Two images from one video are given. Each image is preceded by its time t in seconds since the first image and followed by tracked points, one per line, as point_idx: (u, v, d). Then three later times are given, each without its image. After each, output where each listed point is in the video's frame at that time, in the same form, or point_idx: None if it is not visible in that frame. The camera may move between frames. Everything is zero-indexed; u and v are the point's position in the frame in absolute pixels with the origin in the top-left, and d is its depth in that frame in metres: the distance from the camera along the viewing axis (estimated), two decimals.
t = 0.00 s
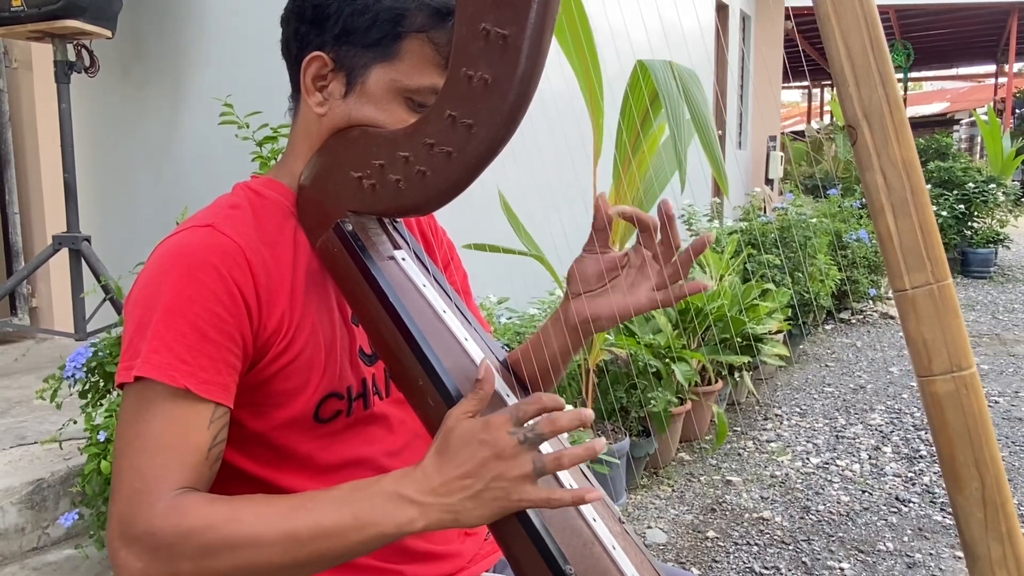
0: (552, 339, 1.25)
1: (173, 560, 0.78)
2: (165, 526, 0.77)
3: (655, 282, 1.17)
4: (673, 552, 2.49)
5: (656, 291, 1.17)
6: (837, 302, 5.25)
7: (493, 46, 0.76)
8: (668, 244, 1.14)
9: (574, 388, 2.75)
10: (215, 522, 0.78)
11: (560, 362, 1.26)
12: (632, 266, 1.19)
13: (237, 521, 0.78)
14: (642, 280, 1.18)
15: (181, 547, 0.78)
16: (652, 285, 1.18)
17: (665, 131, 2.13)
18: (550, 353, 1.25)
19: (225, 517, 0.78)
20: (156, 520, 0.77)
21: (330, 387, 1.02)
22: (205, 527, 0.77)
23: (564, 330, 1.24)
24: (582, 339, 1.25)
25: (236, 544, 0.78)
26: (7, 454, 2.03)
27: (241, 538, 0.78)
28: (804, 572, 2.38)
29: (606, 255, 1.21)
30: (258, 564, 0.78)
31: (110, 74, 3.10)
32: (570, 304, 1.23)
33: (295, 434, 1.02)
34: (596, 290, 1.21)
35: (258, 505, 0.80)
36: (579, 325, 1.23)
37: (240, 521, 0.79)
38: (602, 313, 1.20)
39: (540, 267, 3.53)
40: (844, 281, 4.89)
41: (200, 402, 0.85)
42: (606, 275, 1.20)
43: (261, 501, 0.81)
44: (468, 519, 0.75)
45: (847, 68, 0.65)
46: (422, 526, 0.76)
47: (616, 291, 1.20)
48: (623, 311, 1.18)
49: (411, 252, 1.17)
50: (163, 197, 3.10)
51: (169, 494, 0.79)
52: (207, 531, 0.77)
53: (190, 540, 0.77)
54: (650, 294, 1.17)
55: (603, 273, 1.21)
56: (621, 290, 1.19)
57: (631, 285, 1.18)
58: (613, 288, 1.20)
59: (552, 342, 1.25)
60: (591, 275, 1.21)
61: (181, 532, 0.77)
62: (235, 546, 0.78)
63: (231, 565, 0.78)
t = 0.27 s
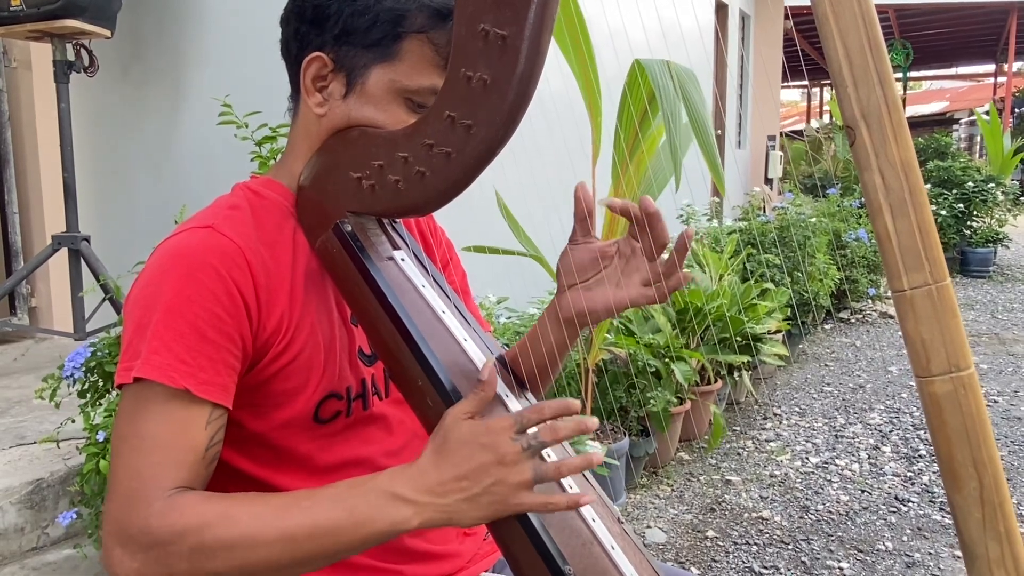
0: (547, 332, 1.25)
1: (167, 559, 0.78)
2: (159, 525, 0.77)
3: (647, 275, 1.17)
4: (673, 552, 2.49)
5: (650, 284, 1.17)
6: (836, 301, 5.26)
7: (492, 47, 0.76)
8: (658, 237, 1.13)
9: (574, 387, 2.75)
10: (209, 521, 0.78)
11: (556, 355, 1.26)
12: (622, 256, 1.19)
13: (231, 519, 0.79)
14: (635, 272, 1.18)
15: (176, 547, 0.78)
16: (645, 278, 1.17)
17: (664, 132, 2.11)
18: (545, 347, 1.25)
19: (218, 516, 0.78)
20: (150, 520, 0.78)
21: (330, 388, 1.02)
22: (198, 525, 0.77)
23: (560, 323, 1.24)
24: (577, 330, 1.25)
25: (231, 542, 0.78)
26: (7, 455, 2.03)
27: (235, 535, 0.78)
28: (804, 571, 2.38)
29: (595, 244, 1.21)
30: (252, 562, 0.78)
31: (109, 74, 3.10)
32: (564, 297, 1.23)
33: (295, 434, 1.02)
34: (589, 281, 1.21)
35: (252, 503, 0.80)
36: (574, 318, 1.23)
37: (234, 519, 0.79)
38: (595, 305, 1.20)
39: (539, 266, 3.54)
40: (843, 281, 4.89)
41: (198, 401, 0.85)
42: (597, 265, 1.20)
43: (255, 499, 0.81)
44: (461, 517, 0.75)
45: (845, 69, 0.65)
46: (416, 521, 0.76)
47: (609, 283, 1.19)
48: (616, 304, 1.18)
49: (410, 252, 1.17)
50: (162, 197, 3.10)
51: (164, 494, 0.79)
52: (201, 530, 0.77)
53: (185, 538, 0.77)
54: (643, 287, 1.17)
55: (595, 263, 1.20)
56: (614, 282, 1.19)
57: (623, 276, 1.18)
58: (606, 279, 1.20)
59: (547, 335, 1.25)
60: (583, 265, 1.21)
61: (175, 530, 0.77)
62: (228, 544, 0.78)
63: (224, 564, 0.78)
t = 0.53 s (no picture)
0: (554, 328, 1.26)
1: (147, 550, 0.78)
2: (139, 517, 0.77)
3: (655, 280, 1.16)
4: (672, 550, 2.49)
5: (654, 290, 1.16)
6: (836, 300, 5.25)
7: (491, 46, 0.76)
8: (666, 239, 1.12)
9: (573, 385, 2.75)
10: (190, 511, 0.78)
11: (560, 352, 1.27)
12: (637, 255, 1.18)
13: (212, 507, 0.78)
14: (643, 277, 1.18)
15: (156, 539, 0.78)
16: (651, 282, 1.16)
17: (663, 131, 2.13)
18: (549, 341, 1.27)
19: (199, 505, 0.78)
20: (131, 511, 0.78)
21: (327, 387, 1.02)
22: (178, 516, 0.77)
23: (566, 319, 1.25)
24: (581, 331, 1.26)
25: (212, 530, 0.78)
26: (5, 453, 2.03)
27: (214, 522, 0.78)
28: (803, 570, 2.38)
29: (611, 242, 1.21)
30: (230, 548, 0.78)
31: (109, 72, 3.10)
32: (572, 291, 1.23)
33: (292, 433, 1.02)
34: (601, 278, 1.21)
35: (234, 491, 0.80)
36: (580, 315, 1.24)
37: (214, 507, 0.78)
38: (597, 304, 1.21)
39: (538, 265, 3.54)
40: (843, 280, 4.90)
41: (191, 399, 0.85)
42: (609, 263, 1.21)
43: (238, 487, 0.81)
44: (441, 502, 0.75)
45: (845, 67, 0.64)
46: (393, 500, 0.75)
47: (617, 283, 1.19)
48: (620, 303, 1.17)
49: (410, 251, 1.17)
50: (160, 195, 3.10)
51: (146, 486, 0.79)
52: (182, 519, 0.77)
53: (163, 530, 0.77)
54: (648, 291, 1.16)
55: (606, 260, 1.21)
56: (622, 282, 1.19)
57: (632, 277, 1.18)
58: (615, 280, 1.20)
59: (553, 331, 1.26)
60: (595, 260, 1.21)
61: (154, 522, 0.77)
62: (207, 531, 0.78)
63: (204, 553, 0.78)
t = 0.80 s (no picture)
0: (548, 327, 1.27)
1: (146, 549, 0.78)
2: (138, 516, 0.77)
3: (649, 277, 1.17)
4: (670, 548, 2.49)
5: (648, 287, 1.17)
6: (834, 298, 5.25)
7: (488, 40, 0.76)
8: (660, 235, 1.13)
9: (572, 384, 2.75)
10: (189, 510, 0.78)
11: (552, 350, 1.28)
12: (632, 256, 1.20)
13: (211, 508, 0.78)
14: (637, 272, 1.18)
15: (154, 538, 0.77)
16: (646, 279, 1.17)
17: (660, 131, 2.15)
18: (543, 339, 1.27)
19: (198, 505, 0.78)
20: (130, 510, 0.77)
21: (324, 383, 1.02)
22: (176, 515, 0.77)
23: (558, 318, 1.26)
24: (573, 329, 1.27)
25: (212, 531, 0.78)
26: (3, 451, 2.02)
27: (213, 523, 0.78)
28: (801, 567, 2.38)
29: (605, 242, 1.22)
30: (230, 549, 0.78)
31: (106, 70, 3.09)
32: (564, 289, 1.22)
33: (289, 431, 1.02)
34: (596, 276, 1.21)
35: (232, 492, 0.80)
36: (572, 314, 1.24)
37: (214, 508, 0.78)
38: (593, 301, 1.19)
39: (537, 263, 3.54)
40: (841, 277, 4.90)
41: (188, 396, 0.84)
42: (604, 262, 1.22)
43: (237, 488, 0.81)
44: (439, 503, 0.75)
45: (842, 61, 0.64)
46: (393, 505, 0.76)
47: (612, 279, 1.19)
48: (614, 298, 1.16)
49: (407, 247, 1.17)
50: (158, 193, 3.09)
51: (144, 485, 0.79)
52: (182, 519, 0.77)
53: (162, 529, 0.77)
54: (643, 287, 1.17)
55: (600, 260, 1.22)
56: (616, 279, 1.19)
57: (626, 274, 1.19)
58: (609, 277, 1.20)
59: (546, 329, 1.27)
60: (590, 259, 1.22)
61: (153, 521, 0.77)
62: (208, 532, 0.78)
63: (204, 554, 0.78)
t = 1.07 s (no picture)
0: (548, 344, 1.24)
1: (146, 548, 0.78)
2: (137, 514, 0.77)
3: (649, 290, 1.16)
4: (671, 546, 2.49)
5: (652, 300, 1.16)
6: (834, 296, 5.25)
7: (489, 39, 0.76)
8: (649, 241, 1.11)
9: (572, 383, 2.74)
10: (190, 509, 0.78)
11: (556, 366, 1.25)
12: (623, 267, 1.19)
13: (212, 508, 0.78)
14: (638, 285, 1.17)
15: (154, 535, 0.77)
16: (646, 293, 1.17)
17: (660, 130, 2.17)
18: (544, 357, 1.24)
19: (199, 505, 0.78)
20: (129, 507, 0.77)
21: (324, 382, 1.02)
22: (176, 514, 0.77)
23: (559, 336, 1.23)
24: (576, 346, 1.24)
25: (213, 531, 0.78)
26: (3, 451, 2.02)
27: (215, 523, 0.78)
28: (802, 566, 2.38)
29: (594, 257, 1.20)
30: (231, 549, 0.78)
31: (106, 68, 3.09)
32: (565, 312, 1.23)
33: (290, 430, 1.02)
34: (593, 295, 1.20)
35: (233, 492, 0.80)
36: (575, 333, 1.23)
37: (215, 508, 0.78)
38: (598, 321, 1.20)
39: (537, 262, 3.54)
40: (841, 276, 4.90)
41: (187, 393, 0.84)
42: (598, 278, 1.20)
43: (239, 488, 0.81)
44: (440, 504, 0.75)
45: (844, 59, 0.64)
46: (397, 507, 0.76)
47: (612, 296, 1.19)
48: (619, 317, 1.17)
49: (407, 245, 1.16)
50: (158, 192, 3.09)
51: (143, 482, 0.79)
52: (183, 519, 0.77)
53: (163, 528, 0.77)
54: (646, 301, 1.16)
55: (594, 276, 1.20)
56: (617, 295, 1.19)
57: (626, 289, 1.18)
58: (608, 293, 1.19)
59: (546, 346, 1.24)
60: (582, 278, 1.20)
61: (153, 519, 0.77)
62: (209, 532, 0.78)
63: (205, 553, 0.78)
